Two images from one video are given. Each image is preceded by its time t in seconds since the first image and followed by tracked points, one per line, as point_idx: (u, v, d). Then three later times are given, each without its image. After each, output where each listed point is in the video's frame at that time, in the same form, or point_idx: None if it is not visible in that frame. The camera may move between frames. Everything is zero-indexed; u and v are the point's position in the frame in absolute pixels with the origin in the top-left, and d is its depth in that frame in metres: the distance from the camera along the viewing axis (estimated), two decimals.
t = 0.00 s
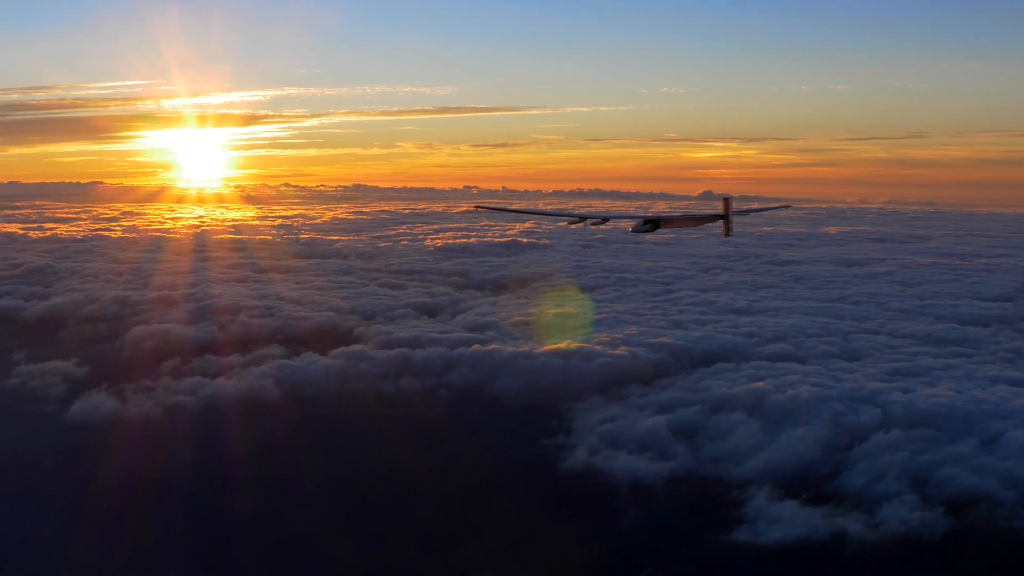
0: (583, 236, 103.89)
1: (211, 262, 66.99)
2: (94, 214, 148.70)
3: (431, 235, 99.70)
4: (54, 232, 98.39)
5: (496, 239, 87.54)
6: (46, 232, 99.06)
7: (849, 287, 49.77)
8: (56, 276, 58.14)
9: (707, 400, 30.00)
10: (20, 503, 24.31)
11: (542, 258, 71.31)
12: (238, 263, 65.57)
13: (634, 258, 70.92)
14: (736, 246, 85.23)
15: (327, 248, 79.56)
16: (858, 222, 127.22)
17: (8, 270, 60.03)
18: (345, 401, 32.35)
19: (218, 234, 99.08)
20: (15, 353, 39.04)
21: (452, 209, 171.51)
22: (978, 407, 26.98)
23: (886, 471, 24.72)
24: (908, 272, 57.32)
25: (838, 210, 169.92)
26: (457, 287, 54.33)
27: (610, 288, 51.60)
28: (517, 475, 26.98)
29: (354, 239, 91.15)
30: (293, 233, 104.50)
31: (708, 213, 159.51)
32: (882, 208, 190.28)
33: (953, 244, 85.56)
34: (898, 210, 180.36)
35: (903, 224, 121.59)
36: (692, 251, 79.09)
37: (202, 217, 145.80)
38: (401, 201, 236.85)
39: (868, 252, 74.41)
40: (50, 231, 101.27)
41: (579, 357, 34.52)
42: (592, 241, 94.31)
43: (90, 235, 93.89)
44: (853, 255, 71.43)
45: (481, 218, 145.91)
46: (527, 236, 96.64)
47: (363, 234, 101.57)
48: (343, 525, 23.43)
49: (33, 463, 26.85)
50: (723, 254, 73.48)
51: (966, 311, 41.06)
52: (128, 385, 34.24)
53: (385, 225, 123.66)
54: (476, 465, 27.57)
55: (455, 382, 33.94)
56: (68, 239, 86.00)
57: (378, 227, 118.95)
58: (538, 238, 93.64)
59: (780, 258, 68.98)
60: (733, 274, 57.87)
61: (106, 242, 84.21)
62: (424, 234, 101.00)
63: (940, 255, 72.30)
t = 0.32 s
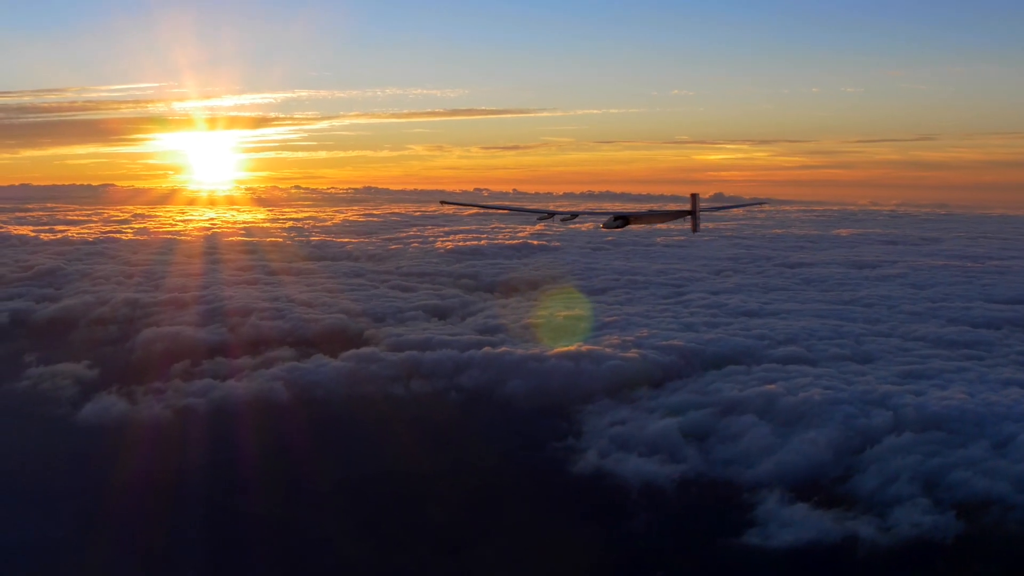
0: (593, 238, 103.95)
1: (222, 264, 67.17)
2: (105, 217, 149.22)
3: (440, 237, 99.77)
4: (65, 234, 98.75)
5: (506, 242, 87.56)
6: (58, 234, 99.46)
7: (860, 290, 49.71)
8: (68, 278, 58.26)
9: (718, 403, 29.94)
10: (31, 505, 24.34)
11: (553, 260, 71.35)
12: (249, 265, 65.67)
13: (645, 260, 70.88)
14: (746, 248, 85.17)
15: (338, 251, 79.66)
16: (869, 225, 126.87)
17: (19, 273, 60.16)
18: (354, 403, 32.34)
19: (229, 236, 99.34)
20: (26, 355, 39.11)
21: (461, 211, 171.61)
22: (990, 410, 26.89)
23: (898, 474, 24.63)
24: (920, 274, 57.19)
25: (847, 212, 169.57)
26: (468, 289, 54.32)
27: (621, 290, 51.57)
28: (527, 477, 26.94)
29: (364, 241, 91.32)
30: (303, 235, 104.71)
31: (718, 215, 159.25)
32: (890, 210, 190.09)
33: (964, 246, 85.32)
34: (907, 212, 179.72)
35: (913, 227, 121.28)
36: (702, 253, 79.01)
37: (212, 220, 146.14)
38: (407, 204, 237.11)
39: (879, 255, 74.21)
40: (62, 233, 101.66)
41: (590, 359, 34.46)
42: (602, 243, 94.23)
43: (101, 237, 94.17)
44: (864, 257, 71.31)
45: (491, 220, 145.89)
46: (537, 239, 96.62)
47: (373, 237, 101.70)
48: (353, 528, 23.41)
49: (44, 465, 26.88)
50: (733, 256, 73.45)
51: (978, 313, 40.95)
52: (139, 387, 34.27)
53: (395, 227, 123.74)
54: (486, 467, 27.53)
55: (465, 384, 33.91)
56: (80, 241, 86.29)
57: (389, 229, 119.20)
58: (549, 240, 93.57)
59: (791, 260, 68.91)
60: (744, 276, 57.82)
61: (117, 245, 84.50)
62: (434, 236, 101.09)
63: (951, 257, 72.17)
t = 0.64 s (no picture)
0: (605, 241, 104.02)
1: (235, 266, 67.27)
2: (118, 219, 149.79)
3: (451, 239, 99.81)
4: (78, 237, 99.09)
5: (517, 244, 87.56)
6: (71, 237, 99.81)
7: (874, 292, 49.55)
8: (81, 280, 58.33)
9: (731, 406, 29.84)
10: (44, 508, 24.35)
11: (565, 262, 71.39)
12: (262, 268, 65.69)
13: (657, 263, 70.76)
14: (759, 250, 85.03)
15: (350, 253, 79.65)
16: (881, 227, 126.40)
17: (32, 275, 60.31)
18: (366, 406, 32.30)
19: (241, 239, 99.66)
20: (40, 357, 39.15)
21: (471, 212, 171.57)
22: (1005, 413, 26.77)
23: (912, 477, 24.53)
24: (933, 276, 57.05)
25: (857, 214, 169.14)
26: (479, 292, 54.32)
27: (633, 292, 51.49)
28: (540, 480, 26.90)
29: (376, 244, 91.52)
30: (315, 237, 105.00)
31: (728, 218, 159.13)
32: (901, 211, 189.45)
33: (976, 249, 85.05)
34: (920, 213, 179.27)
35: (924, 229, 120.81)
36: (714, 256, 78.96)
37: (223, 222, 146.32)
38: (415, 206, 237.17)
39: (892, 257, 74.12)
40: (75, 236, 102.06)
41: (602, 362, 34.37)
42: (614, 245, 94.09)
43: (114, 240, 94.53)
44: (876, 259, 71.15)
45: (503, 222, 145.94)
46: (549, 241, 96.58)
47: (385, 239, 101.90)
48: (365, 530, 23.39)
49: (57, 467, 26.89)
50: (746, 259, 73.31)
51: (992, 316, 40.84)
52: (151, 389, 34.29)
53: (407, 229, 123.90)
54: (498, 469, 27.50)
55: (477, 387, 33.87)
56: (92, 244, 86.60)
57: (401, 231, 119.61)
58: (562, 243, 93.43)
59: (804, 262, 68.78)
60: (756, 279, 57.75)
61: (130, 247, 84.78)
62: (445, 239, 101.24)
63: (964, 259, 71.93)
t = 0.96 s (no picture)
0: (621, 242, 104.12)
1: (251, 268, 67.46)
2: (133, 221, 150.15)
3: (465, 241, 99.92)
4: (94, 239, 99.60)
5: (531, 246, 87.53)
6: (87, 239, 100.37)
7: (889, 294, 49.47)
8: (97, 282, 58.52)
9: (746, 408, 29.78)
10: (61, 509, 24.41)
11: (580, 264, 71.48)
12: (277, 270, 65.81)
13: (672, 265, 70.73)
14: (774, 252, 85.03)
15: (365, 255, 79.79)
16: (895, 229, 126.08)
17: (49, 277, 60.52)
18: (380, 408, 32.30)
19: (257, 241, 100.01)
20: (55, 359, 39.24)
21: (483, 215, 171.67)
22: (1021, 416, 26.68)
23: (927, 480, 24.46)
24: (950, 278, 56.92)
25: (871, 216, 168.85)
26: (494, 294, 54.37)
27: (648, 294, 51.53)
28: (554, 482, 26.88)
29: (392, 246, 91.79)
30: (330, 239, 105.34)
31: (740, 220, 158.99)
32: (912, 213, 189.16)
33: (993, 251, 84.86)
34: (936, 214, 179.02)
35: (938, 231, 120.48)
36: (729, 257, 78.97)
37: (236, 224, 146.56)
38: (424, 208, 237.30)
39: (908, 259, 74.01)
40: (91, 237, 102.55)
41: (616, 364, 34.34)
42: (629, 247, 94.10)
43: (130, 241, 94.98)
44: (893, 261, 71.02)
45: (517, 224, 146.00)
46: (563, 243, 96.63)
47: (400, 241, 102.12)
48: (379, 532, 23.38)
49: (73, 469, 26.94)
50: (760, 261, 73.25)
51: (1009, 318, 40.76)
52: (166, 391, 34.33)
53: (421, 231, 124.00)
54: (512, 471, 27.48)
55: (491, 389, 33.86)
56: (108, 246, 86.92)
57: (417, 233, 119.94)
58: (576, 245, 93.50)
59: (819, 264, 68.73)
60: (772, 281, 57.72)
61: (146, 249, 85.16)
62: (460, 241, 101.45)
63: (980, 262, 71.74)
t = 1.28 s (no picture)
0: (637, 244, 104.09)
1: (267, 270, 67.51)
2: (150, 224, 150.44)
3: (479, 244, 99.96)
4: (111, 241, 99.89)
5: (547, 248, 87.46)
6: (104, 241, 100.64)
7: (907, 297, 49.32)
8: (114, 284, 58.63)
9: (763, 411, 29.71)
10: (80, 511, 24.43)
11: (598, 267, 71.43)
12: (294, 272, 65.81)
13: (690, 267, 70.59)
14: (791, 255, 84.81)
15: (382, 258, 79.78)
16: (912, 231, 125.60)
17: (67, 279, 60.66)
18: (395, 411, 32.28)
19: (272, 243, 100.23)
20: (72, 362, 39.28)
21: (496, 218, 171.76)
22: None
23: (946, 483, 24.34)
24: (968, 281, 56.67)
25: (887, 218, 168.26)
26: (510, 296, 54.30)
27: (664, 296, 51.46)
28: (570, 484, 26.83)
29: (408, 248, 91.92)
30: (346, 241, 105.49)
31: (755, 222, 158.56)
32: (926, 215, 188.74)
33: (1010, 253, 84.46)
34: (951, 217, 178.48)
35: (954, 233, 120.01)
36: (746, 260, 78.83)
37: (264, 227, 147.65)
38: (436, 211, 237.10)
39: (925, 261, 73.76)
40: (108, 240, 102.84)
41: (633, 367, 34.28)
42: (644, 249, 94.01)
43: (147, 244, 95.28)
44: (910, 264, 70.74)
45: (534, 227, 145.62)
46: (580, 245, 96.60)
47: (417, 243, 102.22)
48: (395, 535, 23.34)
49: (90, 471, 26.97)
50: (777, 263, 73.06)
51: None
52: (182, 393, 34.33)
53: (436, 234, 124.04)
54: (528, 474, 27.41)
55: (508, 391, 33.83)
56: (125, 248, 87.20)
57: (434, 235, 120.06)
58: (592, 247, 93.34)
59: (836, 267, 68.51)
60: (789, 283, 57.61)
61: (163, 251, 85.36)
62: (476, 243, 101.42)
63: (998, 264, 71.41)
